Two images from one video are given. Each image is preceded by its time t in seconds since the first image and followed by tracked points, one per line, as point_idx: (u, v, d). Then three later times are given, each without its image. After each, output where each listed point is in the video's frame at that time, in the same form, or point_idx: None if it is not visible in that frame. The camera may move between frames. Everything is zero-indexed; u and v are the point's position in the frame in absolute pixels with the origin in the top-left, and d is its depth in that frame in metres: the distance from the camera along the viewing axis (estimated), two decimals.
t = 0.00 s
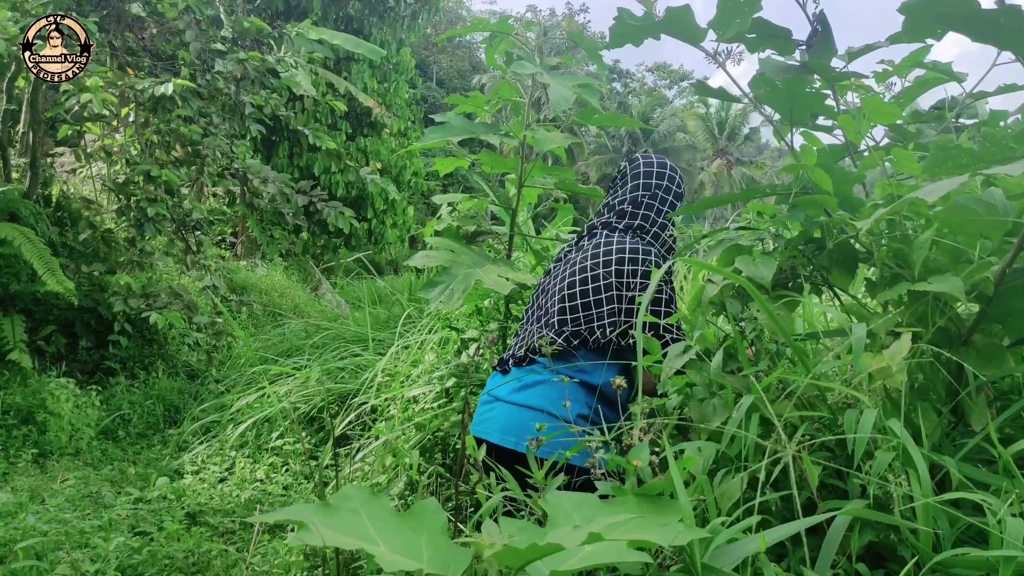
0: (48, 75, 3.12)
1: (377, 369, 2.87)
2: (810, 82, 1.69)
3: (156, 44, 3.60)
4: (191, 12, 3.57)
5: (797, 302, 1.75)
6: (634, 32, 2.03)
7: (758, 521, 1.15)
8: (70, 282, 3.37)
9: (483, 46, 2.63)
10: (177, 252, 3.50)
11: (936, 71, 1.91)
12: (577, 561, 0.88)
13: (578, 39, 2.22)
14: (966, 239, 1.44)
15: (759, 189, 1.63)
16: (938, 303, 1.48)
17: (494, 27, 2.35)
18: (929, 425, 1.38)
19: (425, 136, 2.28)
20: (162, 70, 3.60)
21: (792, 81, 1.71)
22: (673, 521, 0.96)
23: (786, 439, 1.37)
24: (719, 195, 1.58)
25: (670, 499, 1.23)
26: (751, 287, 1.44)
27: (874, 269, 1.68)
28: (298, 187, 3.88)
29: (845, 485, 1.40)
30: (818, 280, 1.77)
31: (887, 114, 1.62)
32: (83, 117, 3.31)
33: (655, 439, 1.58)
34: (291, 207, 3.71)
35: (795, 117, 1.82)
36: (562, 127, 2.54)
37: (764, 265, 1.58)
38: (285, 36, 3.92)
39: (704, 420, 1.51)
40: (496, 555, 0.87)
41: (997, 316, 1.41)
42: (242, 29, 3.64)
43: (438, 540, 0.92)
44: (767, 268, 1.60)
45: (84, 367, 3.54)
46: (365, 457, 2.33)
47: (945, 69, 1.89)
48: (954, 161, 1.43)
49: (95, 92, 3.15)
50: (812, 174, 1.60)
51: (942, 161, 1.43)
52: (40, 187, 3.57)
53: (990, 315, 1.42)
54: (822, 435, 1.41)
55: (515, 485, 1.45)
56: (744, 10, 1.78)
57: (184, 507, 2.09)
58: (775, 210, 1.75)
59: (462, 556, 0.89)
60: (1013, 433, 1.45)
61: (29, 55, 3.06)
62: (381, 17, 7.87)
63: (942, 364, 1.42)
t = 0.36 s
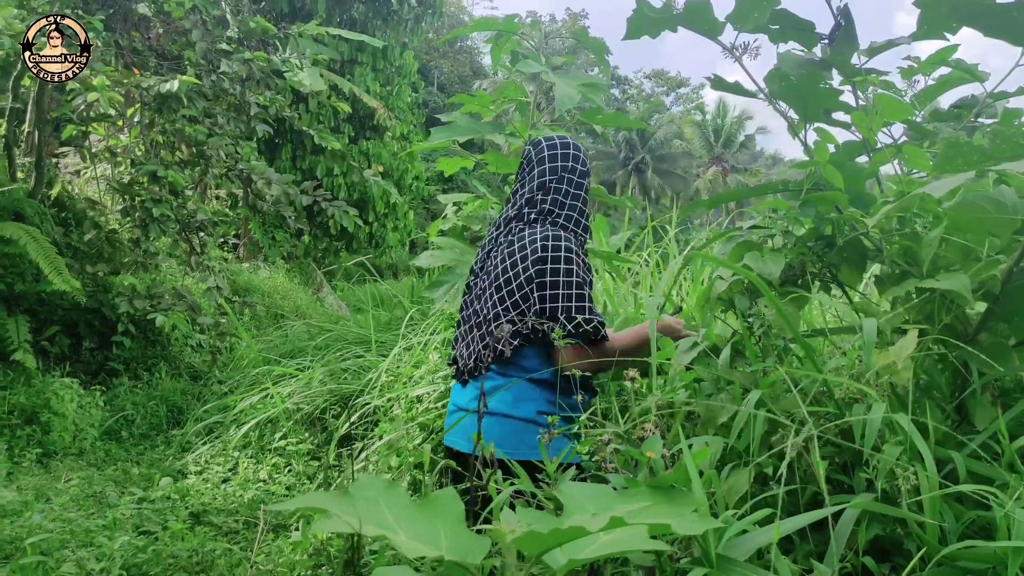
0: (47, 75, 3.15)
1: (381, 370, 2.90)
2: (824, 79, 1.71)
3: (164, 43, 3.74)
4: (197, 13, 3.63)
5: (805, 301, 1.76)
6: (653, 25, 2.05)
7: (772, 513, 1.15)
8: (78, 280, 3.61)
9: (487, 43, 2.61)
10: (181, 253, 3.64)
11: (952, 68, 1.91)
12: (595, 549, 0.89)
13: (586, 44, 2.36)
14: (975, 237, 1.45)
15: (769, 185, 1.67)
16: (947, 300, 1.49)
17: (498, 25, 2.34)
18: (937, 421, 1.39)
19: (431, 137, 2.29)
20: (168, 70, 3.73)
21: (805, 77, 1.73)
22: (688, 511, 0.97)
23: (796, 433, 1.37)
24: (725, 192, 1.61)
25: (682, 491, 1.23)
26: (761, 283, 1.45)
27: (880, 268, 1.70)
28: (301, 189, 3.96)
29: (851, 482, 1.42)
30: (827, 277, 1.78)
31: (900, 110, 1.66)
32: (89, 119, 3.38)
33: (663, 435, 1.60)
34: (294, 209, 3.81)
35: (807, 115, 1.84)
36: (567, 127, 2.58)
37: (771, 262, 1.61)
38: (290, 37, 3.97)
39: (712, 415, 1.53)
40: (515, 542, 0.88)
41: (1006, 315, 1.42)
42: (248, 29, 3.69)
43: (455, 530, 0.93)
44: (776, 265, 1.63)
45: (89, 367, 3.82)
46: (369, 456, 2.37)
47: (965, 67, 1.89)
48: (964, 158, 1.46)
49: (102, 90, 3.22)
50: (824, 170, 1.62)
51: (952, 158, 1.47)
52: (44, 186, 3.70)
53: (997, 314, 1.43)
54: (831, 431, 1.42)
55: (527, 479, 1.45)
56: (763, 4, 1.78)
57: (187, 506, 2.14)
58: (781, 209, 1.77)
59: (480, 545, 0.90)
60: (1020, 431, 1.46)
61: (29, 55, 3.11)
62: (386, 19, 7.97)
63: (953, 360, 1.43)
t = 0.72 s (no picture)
0: (49, 73, 3.37)
1: (391, 371, 2.96)
2: (842, 83, 1.74)
3: (175, 46, 3.84)
4: (208, 15, 3.72)
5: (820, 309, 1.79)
6: (665, 34, 2.13)
7: (795, 517, 1.18)
8: (90, 280, 3.84)
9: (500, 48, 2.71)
10: (192, 252, 3.76)
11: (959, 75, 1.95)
12: (623, 555, 0.91)
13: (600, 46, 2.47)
14: (991, 240, 1.48)
15: (782, 191, 1.70)
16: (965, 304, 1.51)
17: (513, 29, 2.43)
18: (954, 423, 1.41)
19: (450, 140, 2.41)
20: (181, 71, 3.82)
21: (824, 81, 1.75)
22: (715, 514, 1.00)
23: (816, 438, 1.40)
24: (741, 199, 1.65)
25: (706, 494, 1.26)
26: (780, 286, 1.50)
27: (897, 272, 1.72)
28: (310, 190, 4.04)
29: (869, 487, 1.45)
30: (841, 280, 1.78)
31: (916, 114, 1.70)
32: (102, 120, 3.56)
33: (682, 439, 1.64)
34: (304, 210, 3.89)
35: (821, 120, 1.86)
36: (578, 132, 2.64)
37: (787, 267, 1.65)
38: (301, 39, 4.04)
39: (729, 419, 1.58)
40: (549, 546, 0.91)
41: None
42: (259, 31, 3.78)
43: (486, 532, 0.96)
44: (794, 268, 1.65)
45: (101, 367, 4.01)
46: (381, 456, 2.45)
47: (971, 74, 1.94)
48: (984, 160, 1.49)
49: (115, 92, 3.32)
50: (840, 176, 1.65)
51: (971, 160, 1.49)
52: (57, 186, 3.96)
53: (1012, 315, 1.45)
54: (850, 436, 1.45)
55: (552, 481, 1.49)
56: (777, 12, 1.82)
57: (201, 505, 2.26)
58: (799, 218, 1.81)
59: (512, 548, 0.93)
60: None
61: (30, 54, 3.32)
62: (392, 21, 8.09)
63: (973, 361, 1.46)
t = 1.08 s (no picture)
0: (49, 73, 3.48)
1: (414, 372, 3.02)
2: (866, 88, 1.75)
3: (198, 48, 3.88)
4: (232, 17, 3.78)
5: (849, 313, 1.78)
6: (690, 40, 2.16)
7: (828, 523, 1.16)
8: (115, 280, 3.92)
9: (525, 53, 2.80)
10: (217, 252, 3.89)
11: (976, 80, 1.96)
12: (658, 560, 0.90)
13: (624, 49, 2.47)
14: None
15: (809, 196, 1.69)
16: (997, 307, 1.48)
17: (537, 31, 2.57)
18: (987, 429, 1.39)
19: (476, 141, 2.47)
20: (204, 74, 3.90)
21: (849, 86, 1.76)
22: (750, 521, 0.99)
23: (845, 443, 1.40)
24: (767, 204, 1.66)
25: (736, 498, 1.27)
26: (811, 289, 1.50)
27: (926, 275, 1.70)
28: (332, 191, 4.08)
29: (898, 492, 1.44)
30: (868, 283, 1.77)
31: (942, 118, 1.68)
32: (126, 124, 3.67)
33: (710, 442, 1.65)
34: (325, 211, 3.92)
35: (847, 125, 1.86)
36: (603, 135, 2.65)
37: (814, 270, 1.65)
38: (323, 41, 4.08)
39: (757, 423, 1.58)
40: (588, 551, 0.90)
41: None
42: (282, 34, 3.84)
43: (523, 537, 0.95)
44: (824, 271, 1.63)
45: (127, 366, 4.08)
46: (404, 456, 2.50)
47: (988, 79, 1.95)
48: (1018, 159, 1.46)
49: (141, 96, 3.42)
50: (866, 179, 1.64)
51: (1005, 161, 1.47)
52: (82, 189, 4.04)
53: None
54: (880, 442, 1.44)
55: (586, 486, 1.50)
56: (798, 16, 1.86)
57: (227, 505, 2.40)
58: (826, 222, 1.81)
59: (548, 552, 0.92)
60: None
61: (31, 54, 3.42)
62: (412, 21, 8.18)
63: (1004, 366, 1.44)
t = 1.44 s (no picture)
0: (49, 73, 3.68)
1: (447, 373, 3.05)
2: (904, 90, 1.68)
3: (233, 52, 3.94)
4: (266, 21, 3.86)
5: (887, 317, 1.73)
6: (723, 41, 2.08)
7: (873, 529, 1.11)
8: (151, 282, 4.00)
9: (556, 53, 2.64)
10: (251, 255, 3.96)
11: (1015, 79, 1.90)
12: (702, 566, 0.85)
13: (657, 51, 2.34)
14: None
15: (847, 199, 1.62)
16: None
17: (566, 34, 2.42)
18: None
19: (503, 146, 2.33)
20: (238, 78, 3.96)
21: (885, 89, 1.69)
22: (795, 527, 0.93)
23: (885, 449, 1.36)
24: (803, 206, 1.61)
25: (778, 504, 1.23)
26: (846, 292, 1.45)
27: (966, 277, 1.65)
28: (364, 193, 4.11)
29: (939, 498, 1.39)
30: (907, 287, 1.72)
31: (982, 119, 1.61)
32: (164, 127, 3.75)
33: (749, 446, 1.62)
34: (358, 213, 3.95)
35: (883, 127, 1.79)
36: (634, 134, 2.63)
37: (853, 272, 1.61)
38: (356, 44, 4.14)
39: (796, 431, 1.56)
40: (630, 558, 0.84)
41: None
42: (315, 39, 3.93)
43: (565, 543, 0.90)
44: (863, 275, 1.60)
45: (163, 367, 4.13)
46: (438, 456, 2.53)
47: None
48: None
49: (178, 100, 3.53)
50: (902, 181, 1.58)
51: None
52: (119, 191, 4.14)
53: None
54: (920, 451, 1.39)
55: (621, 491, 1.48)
56: (835, 17, 1.78)
57: (265, 505, 2.54)
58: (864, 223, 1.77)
59: (592, 557, 0.87)
60: None
61: (31, 55, 3.60)
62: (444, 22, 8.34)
63: None
